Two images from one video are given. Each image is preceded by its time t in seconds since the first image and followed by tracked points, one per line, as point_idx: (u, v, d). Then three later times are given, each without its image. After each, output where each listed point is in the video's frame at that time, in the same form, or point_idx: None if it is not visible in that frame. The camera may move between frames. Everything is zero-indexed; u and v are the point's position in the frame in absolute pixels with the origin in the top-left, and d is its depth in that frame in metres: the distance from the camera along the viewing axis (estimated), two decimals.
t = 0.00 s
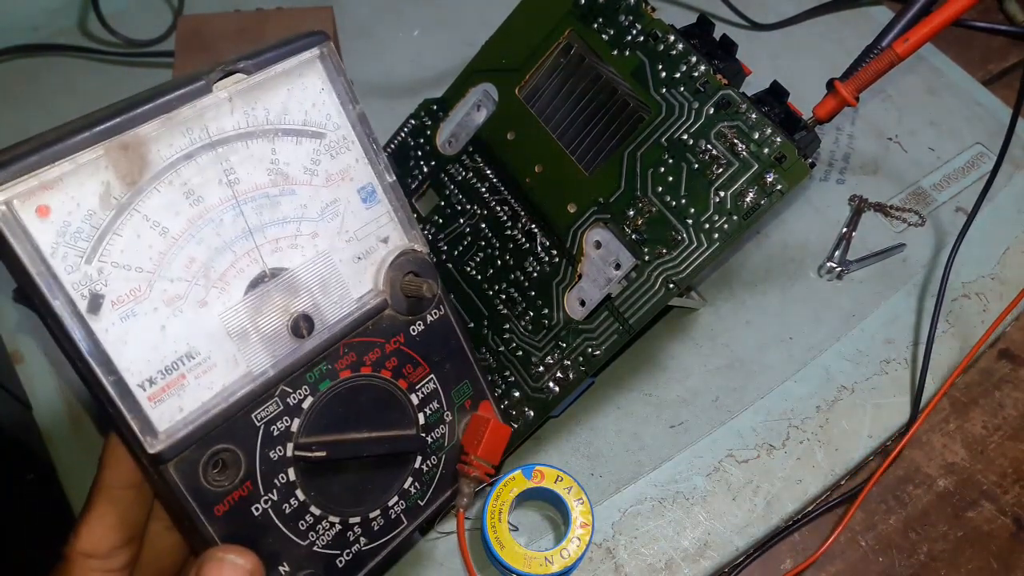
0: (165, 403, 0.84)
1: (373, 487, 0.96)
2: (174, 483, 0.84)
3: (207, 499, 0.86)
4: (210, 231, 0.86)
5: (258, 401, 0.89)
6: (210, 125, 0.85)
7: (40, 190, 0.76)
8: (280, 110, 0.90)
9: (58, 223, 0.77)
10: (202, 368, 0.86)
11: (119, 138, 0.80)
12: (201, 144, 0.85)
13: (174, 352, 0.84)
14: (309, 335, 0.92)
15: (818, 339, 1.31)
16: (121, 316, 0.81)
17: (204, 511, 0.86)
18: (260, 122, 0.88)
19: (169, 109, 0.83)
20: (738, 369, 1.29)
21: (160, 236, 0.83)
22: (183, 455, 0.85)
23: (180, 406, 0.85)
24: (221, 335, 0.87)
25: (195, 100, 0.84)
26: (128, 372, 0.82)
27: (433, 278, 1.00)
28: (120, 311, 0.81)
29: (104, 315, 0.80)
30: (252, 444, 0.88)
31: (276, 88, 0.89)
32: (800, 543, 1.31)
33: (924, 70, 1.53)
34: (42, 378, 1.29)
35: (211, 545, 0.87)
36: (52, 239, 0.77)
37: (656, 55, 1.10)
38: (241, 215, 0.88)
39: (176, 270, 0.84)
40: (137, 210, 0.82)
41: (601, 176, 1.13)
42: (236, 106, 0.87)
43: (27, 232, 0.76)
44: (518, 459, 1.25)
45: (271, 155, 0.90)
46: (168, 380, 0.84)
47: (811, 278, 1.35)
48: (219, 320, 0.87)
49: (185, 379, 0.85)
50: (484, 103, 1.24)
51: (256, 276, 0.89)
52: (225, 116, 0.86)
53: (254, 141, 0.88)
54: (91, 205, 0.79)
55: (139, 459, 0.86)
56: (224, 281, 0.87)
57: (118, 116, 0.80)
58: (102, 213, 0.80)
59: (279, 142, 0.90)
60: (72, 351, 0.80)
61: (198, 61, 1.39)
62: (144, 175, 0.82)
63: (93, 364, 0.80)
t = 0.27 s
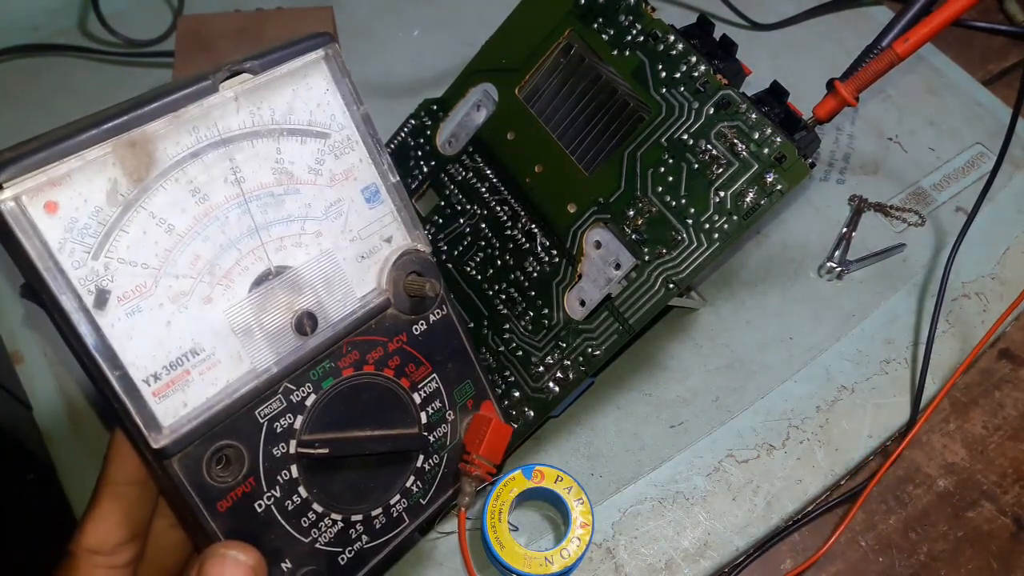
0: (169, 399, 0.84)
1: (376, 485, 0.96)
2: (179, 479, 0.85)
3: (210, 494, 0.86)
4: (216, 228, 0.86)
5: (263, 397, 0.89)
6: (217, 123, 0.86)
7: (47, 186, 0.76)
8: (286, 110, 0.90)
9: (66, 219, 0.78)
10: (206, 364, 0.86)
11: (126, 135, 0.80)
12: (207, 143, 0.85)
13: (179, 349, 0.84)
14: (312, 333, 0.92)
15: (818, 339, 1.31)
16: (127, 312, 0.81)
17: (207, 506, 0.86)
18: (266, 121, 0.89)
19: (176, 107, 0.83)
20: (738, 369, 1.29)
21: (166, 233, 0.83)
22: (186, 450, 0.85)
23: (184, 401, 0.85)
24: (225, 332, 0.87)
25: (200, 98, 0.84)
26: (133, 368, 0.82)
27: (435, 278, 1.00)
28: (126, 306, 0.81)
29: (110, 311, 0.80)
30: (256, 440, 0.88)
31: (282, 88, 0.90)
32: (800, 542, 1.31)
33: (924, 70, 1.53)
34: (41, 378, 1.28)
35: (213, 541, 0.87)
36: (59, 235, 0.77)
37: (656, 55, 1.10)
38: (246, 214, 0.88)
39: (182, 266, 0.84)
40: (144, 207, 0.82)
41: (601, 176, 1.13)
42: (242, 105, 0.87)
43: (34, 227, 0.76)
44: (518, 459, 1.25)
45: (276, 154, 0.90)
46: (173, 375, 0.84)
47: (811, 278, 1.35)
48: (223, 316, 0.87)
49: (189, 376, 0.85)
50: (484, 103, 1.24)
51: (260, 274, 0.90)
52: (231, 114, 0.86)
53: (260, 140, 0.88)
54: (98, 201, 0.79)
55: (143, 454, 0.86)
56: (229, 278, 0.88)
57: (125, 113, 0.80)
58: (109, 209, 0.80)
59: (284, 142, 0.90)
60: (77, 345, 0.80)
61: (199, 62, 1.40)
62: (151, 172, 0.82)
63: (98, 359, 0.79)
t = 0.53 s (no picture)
0: (169, 396, 0.84)
1: (375, 486, 0.95)
2: (178, 476, 0.84)
3: (209, 492, 0.86)
4: (219, 228, 0.86)
5: (262, 396, 0.88)
6: (220, 123, 0.86)
7: (51, 183, 0.76)
8: (289, 111, 0.90)
9: (69, 216, 0.78)
10: (207, 363, 0.86)
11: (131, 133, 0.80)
12: (211, 143, 0.85)
13: (179, 347, 0.84)
14: (312, 333, 0.92)
15: (818, 339, 1.31)
16: (128, 309, 0.81)
17: (205, 503, 0.86)
18: (270, 122, 0.89)
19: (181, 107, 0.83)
20: (738, 369, 1.29)
21: (168, 232, 0.83)
22: (185, 448, 0.84)
23: (183, 400, 0.84)
24: (226, 331, 0.87)
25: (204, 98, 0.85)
26: (134, 365, 0.82)
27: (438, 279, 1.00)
28: (128, 304, 0.81)
29: (112, 308, 0.80)
30: (255, 438, 0.88)
31: (286, 90, 0.90)
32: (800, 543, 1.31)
33: (924, 70, 1.53)
34: (42, 378, 1.29)
35: (211, 538, 0.87)
36: (62, 232, 0.77)
37: (656, 55, 1.10)
38: (249, 214, 0.88)
39: (184, 265, 0.85)
40: (147, 205, 0.82)
41: (601, 176, 1.13)
42: (246, 106, 0.87)
43: (37, 224, 0.76)
44: (518, 459, 1.25)
45: (279, 154, 0.90)
46: (173, 373, 0.84)
47: (811, 278, 1.35)
48: (224, 316, 0.87)
49: (189, 374, 0.85)
50: (484, 103, 1.24)
51: (261, 273, 0.90)
52: (235, 115, 0.87)
53: (263, 141, 0.89)
54: (102, 199, 0.79)
55: (143, 452, 0.86)
56: (231, 277, 0.88)
57: (129, 112, 0.81)
58: (112, 207, 0.80)
59: (288, 143, 0.90)
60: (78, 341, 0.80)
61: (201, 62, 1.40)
62: (154, 171, 0.82)
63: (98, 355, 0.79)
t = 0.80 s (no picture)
0: (163, 387, 0.84)
1: (371, 500, 0.91)
2: (163, 465, 0.84)
3: (196, 485, 0.85)
4: (222, 225, 0.88)
5: (256, 393, 0.88)
6: (226, 122, 0.89)
7: (59, 171, 0.81)
8: (300, 113, 0.92)
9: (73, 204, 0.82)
10: (203, 356, 0.86)
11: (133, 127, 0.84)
12: (216, 141, 0.88)
13: (176, 340, 0.85)
14: (312, 334, 0.90)
15: (818, 339, 1.31)
16: (125, 298, 0.84)
17: (192, 498, 0.85)
18: (278, 122, 0.91)
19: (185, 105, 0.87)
20: (738, 369, 1.29)
21: (171, 225, 0.86)
22: (174, 438, 0.84)
23: (178, 393, 0.85)
24: (225, 326, 0.87)
25: (207, 96, 0.88)
26: (129, 355, 0.83)
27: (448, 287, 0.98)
28: (125, 293, 0.84)
29: (109, 296, 0.83)
30: (247, 435, 0.87)
31: (297, 92, 0.92)
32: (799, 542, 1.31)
33: (924, 70, 1.53)
34: (42, 378, 1.29)
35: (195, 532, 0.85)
36: (66, 220, 0.81)
37: (655, 55, 1.11)
38: (252, 212, 0.89)
39: (183, 259, 0.86)
40: (150, 198, 0.85)
41: (600, 175, 1.13)
42: (255, 107, 0.90)
43: (39, 210, 0.80)
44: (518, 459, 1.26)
45: (287, 154, 0.91)
46: (168, 364, 0.85)
47: (811, 278, 1.35)
48: (222, 312, 0.88)
49: (184, 367, 0.85)
50: (484, 103, 1.24)
51: (264, 271, 0.90)
52: (241, 113, 0.89)
53: (271, 141, 0.90)
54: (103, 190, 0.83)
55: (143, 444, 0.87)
56: (232, 274, 0.88)
57: (135, 108, 0.85)
58: (114, 198, 0.83)
59: (297, 144, 0.92)
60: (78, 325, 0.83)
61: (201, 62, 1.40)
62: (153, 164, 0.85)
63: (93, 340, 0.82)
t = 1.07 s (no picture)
0: (150, 364, 0.89)
1: (365, 513, 0.88)
2: (133, 443, 0.87)
3: (163, 469, 0.87)
4: (225, 212, 0.92)
5: (237, 387, 0.89)
6: (247, 114, 0.93)
7: (81, 145, 0.91)
8: (327, 110, 0.95)
9: (88, 179, 0.91)
10: (191, 340, 0.90)
11: (152, 113, 0.92)
12: (233, 131, 0.93)
13: (168, 320, 0.90)
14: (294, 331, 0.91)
15: (818, 339, 1.31)
16: (126, 272, 0.90)
17: (158, 482, 0.87)
18: (301, 117, 0.94)
19: (206, 94, 0.93)
20: (738, 370, 1.29)
21: (177, 208, 0.92)
22: (145, 416, 0.88)
23: (161, 371, 0.89)
24: (216, 313, 0.91)
25: (232, 87, 0.93)
26: (122, 327, 0.90)
27: (460, 305, 0.94)
28: (123, 267, 0.90)
29: (108, 267, 0.90)
30: (221, 429, 0.88)
31: (329, 90, 0.95)
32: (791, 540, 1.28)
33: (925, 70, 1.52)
34: (42, 378, 1.29)
35: (156, 518, 0.87)
36: (81, 194, 0.90)
37: (656, 55, 1.10)
38: (254, 204, 0.93)
39: (183, 242, 0.91)
40: (161, 180, 0.91)
41: (601, 175, 1.13)
42: (280, 102, 0.94)
43: (56, 184, 0.90)
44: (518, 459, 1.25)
45: (306, 149, 0.94)
46: (156, 342, 0.90)
47: (811, 278, 1.35)
48: (212, 299, 0.91)
49: (171, 346, 0.90)
50: (483, 103, 1.24)
51: (261, 263, 0.92)
52: (262, 106, 0.94)
53: (290, 135, 0.94)
54: (120, 169, 0.91)
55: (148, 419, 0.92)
56: (232, 262, 0.92)
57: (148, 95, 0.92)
58: (129, 178, 0.91)
59: (318, 141, 0.95)
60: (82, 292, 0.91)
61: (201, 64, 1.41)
62: (163, 149, 0.92)
63: (95, 307, 0.89)
